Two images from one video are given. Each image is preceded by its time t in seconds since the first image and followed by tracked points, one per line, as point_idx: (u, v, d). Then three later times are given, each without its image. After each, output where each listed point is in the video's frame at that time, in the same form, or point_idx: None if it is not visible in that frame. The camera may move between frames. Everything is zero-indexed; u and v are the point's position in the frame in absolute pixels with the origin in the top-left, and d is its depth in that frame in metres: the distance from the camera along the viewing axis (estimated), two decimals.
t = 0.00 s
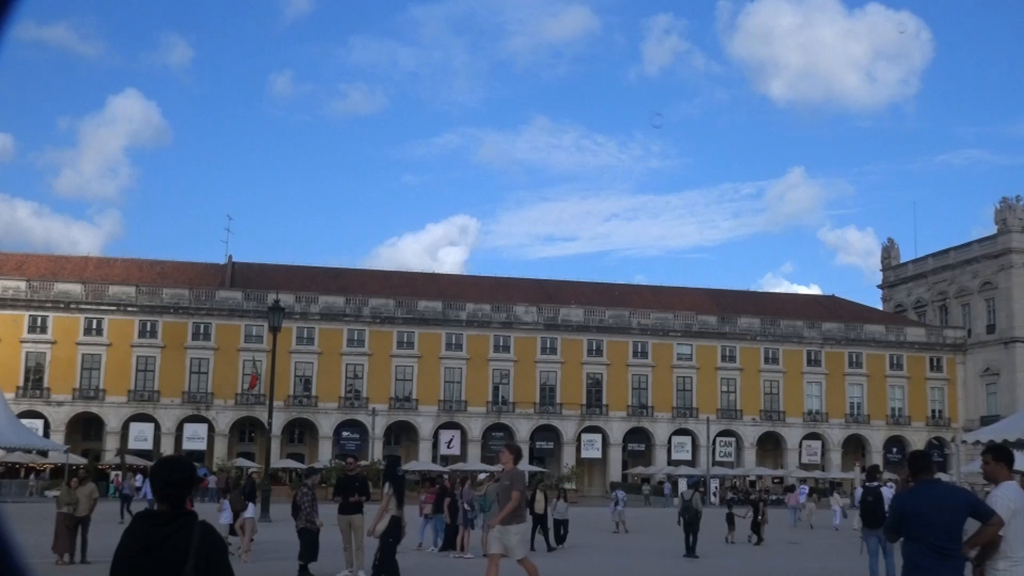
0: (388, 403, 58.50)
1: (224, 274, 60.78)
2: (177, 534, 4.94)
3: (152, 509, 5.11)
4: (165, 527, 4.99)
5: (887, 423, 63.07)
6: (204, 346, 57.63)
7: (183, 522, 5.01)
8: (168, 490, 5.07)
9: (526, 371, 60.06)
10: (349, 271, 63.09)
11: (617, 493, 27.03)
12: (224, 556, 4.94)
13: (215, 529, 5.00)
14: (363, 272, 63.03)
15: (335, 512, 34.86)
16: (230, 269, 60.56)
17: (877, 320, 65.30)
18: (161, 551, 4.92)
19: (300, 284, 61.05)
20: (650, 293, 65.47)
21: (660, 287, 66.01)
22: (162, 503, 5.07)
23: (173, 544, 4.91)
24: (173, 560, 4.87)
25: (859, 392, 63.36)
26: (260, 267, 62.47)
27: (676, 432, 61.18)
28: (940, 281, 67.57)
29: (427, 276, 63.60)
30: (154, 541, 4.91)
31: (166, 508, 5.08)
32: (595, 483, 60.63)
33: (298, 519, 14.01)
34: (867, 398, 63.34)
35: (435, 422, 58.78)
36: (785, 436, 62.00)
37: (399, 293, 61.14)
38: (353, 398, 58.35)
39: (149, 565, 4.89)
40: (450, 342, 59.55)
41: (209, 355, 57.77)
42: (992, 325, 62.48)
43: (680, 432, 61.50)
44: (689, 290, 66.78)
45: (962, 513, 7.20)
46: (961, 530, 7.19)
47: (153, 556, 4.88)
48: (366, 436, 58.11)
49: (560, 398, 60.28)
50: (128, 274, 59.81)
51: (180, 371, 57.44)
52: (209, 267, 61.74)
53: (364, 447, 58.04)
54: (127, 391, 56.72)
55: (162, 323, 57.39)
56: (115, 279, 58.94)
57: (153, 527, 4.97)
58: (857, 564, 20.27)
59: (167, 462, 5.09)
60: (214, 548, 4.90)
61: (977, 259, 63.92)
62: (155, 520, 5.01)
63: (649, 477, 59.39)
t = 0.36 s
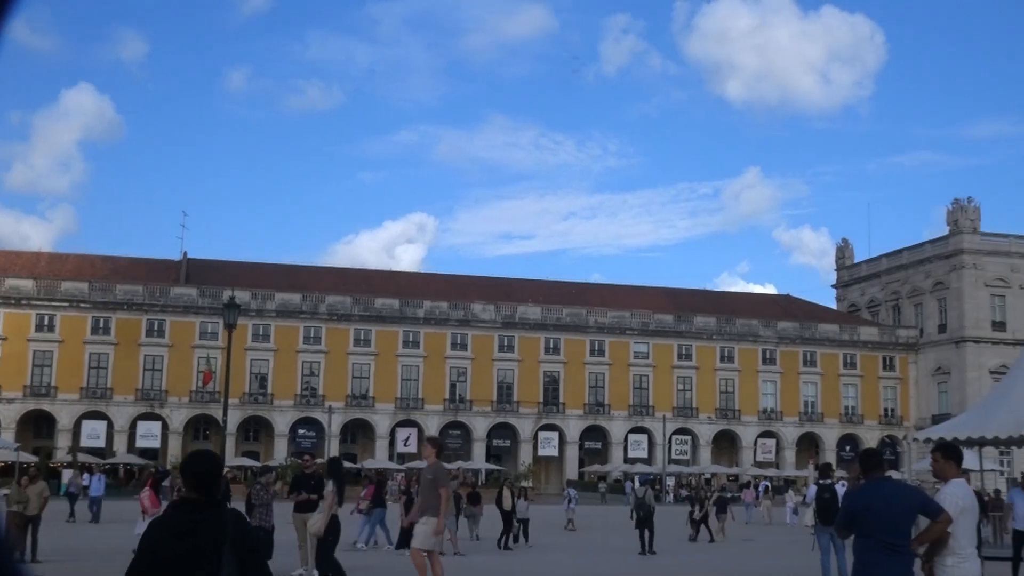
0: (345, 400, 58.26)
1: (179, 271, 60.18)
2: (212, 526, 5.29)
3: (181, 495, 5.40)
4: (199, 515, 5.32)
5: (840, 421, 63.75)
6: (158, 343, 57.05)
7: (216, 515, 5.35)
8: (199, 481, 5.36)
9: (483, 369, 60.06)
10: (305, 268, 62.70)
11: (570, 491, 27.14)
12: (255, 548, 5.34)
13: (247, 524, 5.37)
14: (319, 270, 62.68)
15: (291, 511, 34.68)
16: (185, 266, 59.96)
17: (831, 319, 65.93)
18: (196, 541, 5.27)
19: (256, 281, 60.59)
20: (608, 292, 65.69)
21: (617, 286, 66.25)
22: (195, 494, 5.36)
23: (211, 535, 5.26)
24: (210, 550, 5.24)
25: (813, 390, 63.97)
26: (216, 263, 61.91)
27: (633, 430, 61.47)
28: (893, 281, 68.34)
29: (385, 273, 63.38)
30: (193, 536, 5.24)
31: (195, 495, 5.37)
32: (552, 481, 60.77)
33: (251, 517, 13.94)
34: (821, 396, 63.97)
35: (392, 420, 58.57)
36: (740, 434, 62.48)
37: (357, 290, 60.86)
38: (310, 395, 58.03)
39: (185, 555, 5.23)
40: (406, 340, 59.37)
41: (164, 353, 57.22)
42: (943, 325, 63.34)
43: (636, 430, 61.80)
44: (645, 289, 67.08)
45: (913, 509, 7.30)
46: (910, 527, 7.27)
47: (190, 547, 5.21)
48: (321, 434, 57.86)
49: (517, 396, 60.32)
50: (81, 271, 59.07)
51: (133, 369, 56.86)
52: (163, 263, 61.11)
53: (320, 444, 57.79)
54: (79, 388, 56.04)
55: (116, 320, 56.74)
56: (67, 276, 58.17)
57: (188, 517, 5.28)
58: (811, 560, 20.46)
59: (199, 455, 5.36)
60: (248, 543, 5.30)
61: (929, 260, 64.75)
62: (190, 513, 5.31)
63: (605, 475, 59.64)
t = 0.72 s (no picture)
0: (304, 399, 57.97)
1: (136, 268, 59.55)
2: (223, 520, 5.67)
3: (196, 490, 5.78)
4: (208, 510, 5.70)
5: (798, 421, 64.32)
6: (115, 342, 56.44)
7: (227, 508, 5.71)
8: (213, 479, 5.73)
9: (444, 368, 59.97)
10: (265, 266, 62.28)
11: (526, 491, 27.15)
12: (260, 546, 5.70)
13: (254, 521, 5.74)
14: (279, 268, 62.29)
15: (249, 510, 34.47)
16: (142, 263, 59.33)
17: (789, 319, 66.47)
18: (206, 533, 5.64)
19: (215, 278, 60.09)
20: (568, 291, 65.83)
21: (578, 285, 66.42)
22: (207, 491, 5.73)
23: (219, 532, 5.63)
24: (217, 543, 5.60)
25: (771, 390, 64.47)
26: (174, 261, 61.31)
27: (593, 429, 61.65)
28: (850, 282, 68.99)
29: (345, 271, 63.11)
30: (203, 529, 5.62)
31: (207, 491, 5.74)
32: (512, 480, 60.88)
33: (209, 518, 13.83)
34: (779, 396, 64.49)
35: (352, 419, 58.37)
36: (699, 433, 62.84)
37: (317, 289, 60.53)
38: (269, 394, 57.68)
39: (195, 546, 5.60)
40: (367, 339, 59.16)
41: (121, 351, 56.65)
42: (900, 326, 64.09)
43: (596, 430, 61.99)
44: (605, 289, 67.29)
45: (865, 514, 7.36)
46: (864, 526, 7.36)
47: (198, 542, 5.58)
48: (280, 433, 57.57)
49: (477, 396, 60.29)
50: (36, 268, 58.28)
51: (89, 367, 56.22)
52: (120, 260, 60.43)
53: (279, 444, 57.49)
54: (34, 387, 55.32)
55: (72, 318, 56.04)
56: (22, 273, 57.36)
57: (201, 511, 5.66)
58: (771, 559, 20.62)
59: (216, 454, 5.73)
60: (255, 540, 5.67)
61: (886, 261, 65.45)
62: (200, 505, 5.69)
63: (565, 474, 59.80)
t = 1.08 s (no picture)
0: (260, 398, 57.60)
1: (89, 265, 58.81)
2: (233, 519, 5.67)
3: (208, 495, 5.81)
4: (218, 511, 5.72)
5: (753, 420, 64.81)
6: (68, 339, 55.74)
7: (238, 510, 5.72)
8: (224, 483, 5.77)
9: (401, 366, 59.78)
10: (221, 264, 61.76)
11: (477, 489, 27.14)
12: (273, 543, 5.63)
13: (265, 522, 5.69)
14: (235, 265, 61.81)
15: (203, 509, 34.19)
16: (95, 260, 58.59)
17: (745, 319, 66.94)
18: (219, 534, 5.64)
19: (169, 276, 59.50)
20: (526, 290, 65.90)
21: (535, 284, 66.54)
22: (217, 495, 5.76)
23: (231, 528, 5.61)
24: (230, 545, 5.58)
25: (727, 389, 64.93)
26: (128, 258, 60.62)
27: (550, 428, 61.77)
28: (805, 282, 69.63)
29: (301, 269, 62.76)
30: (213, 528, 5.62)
31: (220, 496, 5.76)
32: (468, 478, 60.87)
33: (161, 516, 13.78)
34: (735, 394, 64.96)
35: (308, 418, 58.10)
36: (656, 432, 63.13)
37: (273, 287, 60.14)
38: (224, 393, 57.22)
39: (205, 547, 5.60)
40: (324, 337, 58.87)
41: (73, 349, 55.95)
42: (854, 325, 64.81)
43: (553, 428, 62.12)
44: (563, 288, 67.44)
45: (817, 507, 7.44)
46: (813, 523, 7.43)
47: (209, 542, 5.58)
48: (236, 432, 57.18)
49: (434, 394, 60.19)
50: None
51: (41, 365, 55.43)
52: (73, 257, 59.65)
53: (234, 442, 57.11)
54: None
55: (24, 315, 55.25)
56: None
57: (212, 512, 5.69)
58: (727, 557, 20.76)
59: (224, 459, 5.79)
60: (261, 538, 5.60)
61: (840, 261, 66.15)
62: (210, 507, 5.73)
63: (522, 473, 59.84)
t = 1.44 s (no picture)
0: (213, 397, 57.07)
1: (38, 263, 57.94)
2: (240, 512, 6.02)
3: (211, 486, 6.10)
4: (224, 502, 6.05)
5: (707, 417, 65.22)
6: (16, 337, 54.90)
7: (244, 503, 6.06)
8: (228, 477, 6.09)
9: (355, 364, 59.51)
10: (173, 261, 61.13)
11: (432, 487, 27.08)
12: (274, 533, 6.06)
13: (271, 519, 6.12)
14: (187, 263, 61.21)
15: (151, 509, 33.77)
16: (44, 257, 57.74)
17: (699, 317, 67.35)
18: (224, 524, 5.99)
19: (120, 273, 58.78)
20: (480, 288, 65.87)
21: (489, 282, 66.54)
22: (225, 487, 6.07)
23: (238, 520, 5.99)
24: (241, 538, 5.95)
25: (681, 386, 65.29)
26: (77, 256, 59.79)
27: (504, 426, 61.81)
28: (758, 280, 70.19)
29: (254, 267, 62.27)
30: (225, 522, 5.96)
31: (223, 488, 6.08)
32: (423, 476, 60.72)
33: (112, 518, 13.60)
34: (689, 392, 65.34)
35: (262, 416, 57.66)
36: (610, 430, 63.38)
37: (226, 285, 59.64)
38: (176, 391, 56.65)
39: (214, 536, 5.93)
40: (277, 335, 58.45)
41: (22, 348, 55.12)
42: (806, 323, 65.46)
43: (508, 426, 62.16)
44: (517, 285, 67.46)
45: (767, 501, 7.52)
46: (766, 519, 7.49)
47: (222, 533, 5.92)
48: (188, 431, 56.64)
49: (389, 392, 59.97)
50: None
51: None
52: (21, 255, 58.73)
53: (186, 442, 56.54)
54: None
55: None
56: None
57: (216, 503, 6.00)
58: (681, 553, 20.86)
59: (232, 454, 6.08)
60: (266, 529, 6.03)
61: (792, 259, 66.79)
62: (218, 500, 6.02)
63: (477, 471, 59.81)
